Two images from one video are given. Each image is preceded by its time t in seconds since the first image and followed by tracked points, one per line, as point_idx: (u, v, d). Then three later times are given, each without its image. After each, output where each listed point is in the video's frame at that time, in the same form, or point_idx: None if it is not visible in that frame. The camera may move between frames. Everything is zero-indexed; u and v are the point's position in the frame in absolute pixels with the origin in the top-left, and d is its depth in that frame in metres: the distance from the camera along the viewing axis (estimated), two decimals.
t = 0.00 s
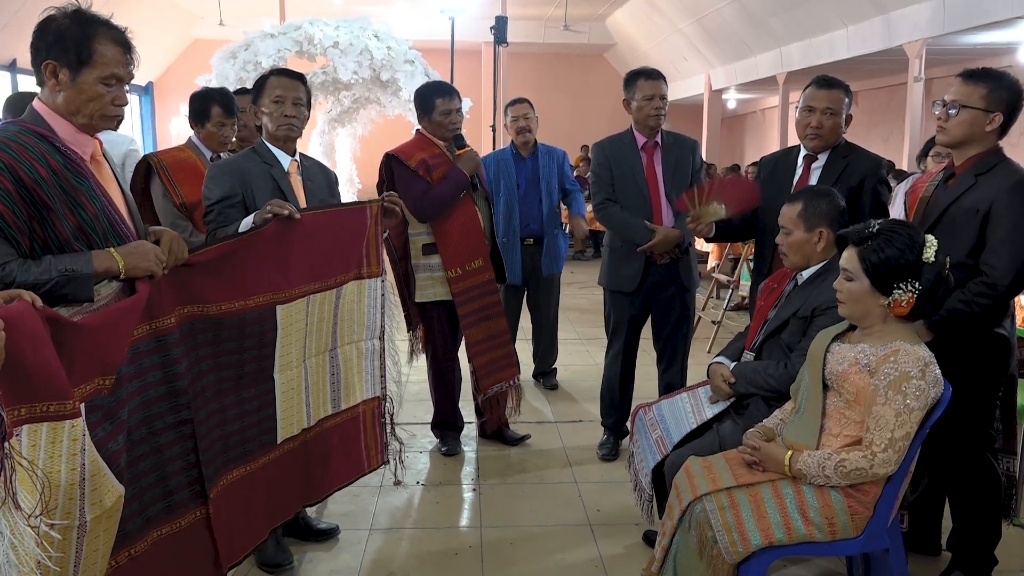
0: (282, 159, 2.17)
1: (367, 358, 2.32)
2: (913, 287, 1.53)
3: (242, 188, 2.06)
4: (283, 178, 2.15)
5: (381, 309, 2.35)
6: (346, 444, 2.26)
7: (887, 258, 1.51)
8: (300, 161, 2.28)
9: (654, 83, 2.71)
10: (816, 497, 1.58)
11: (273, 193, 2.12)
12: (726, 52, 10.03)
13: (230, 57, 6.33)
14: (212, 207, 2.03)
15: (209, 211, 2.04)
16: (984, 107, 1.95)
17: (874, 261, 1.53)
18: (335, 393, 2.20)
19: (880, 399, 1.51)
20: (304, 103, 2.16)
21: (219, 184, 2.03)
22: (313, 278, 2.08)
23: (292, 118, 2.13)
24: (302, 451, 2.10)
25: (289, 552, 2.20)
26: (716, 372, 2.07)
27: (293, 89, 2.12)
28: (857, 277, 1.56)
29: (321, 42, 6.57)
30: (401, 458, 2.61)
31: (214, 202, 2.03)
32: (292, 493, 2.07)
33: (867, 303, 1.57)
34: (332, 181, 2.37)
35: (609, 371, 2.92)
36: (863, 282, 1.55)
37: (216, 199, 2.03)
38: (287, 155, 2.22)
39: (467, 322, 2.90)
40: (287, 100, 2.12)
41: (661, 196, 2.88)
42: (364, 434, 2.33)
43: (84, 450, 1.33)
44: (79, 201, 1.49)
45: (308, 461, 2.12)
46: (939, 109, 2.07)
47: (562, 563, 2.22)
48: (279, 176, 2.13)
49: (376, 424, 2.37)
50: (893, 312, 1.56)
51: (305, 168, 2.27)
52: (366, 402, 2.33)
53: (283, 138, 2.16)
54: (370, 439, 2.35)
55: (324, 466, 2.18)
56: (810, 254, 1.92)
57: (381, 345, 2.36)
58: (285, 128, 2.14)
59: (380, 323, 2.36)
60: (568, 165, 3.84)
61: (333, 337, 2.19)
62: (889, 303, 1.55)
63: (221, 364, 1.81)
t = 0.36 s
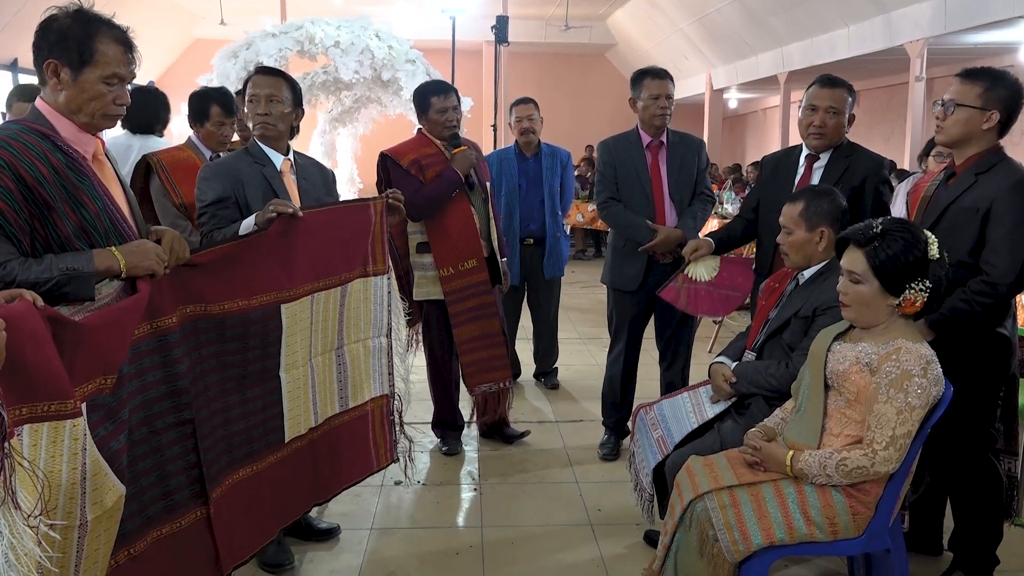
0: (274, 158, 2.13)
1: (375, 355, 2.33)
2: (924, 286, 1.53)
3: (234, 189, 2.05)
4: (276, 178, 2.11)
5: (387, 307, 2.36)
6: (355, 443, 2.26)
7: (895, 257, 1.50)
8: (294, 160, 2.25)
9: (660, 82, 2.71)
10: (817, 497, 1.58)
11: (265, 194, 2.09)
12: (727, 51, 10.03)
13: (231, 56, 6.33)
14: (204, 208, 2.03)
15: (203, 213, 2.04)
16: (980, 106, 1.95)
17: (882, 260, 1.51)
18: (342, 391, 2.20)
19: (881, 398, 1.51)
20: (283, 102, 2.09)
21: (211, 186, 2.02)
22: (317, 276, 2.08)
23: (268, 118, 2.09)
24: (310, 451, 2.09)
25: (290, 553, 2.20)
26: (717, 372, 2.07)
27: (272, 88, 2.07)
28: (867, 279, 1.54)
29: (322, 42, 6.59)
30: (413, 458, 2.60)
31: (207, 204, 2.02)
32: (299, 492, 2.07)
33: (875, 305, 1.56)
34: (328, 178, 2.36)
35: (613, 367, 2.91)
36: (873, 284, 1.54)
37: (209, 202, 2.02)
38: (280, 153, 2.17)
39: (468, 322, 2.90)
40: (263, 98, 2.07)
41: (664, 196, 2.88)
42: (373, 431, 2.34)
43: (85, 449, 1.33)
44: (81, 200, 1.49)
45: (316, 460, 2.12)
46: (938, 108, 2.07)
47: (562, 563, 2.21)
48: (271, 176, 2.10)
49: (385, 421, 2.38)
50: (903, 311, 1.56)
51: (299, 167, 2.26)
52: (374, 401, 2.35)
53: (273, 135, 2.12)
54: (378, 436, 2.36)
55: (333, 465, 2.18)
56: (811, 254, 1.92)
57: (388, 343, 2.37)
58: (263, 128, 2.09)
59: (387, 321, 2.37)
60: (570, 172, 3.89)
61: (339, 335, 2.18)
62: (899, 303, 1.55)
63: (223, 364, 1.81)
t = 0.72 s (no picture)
0: (266, 158, 2.12)
1: (380, 354, 2.33)
2: (927, 286, 1.53)
3: (226, 191, 2.03)
4: (267, 178, 2.11)
5: (392, 306, 2.36)
6: (363, 442, 2.26)
7: (897, 257, 1.50)
8: (288, 159, 2.24)
9: (666, 81, 2.71)
10: (819, 496, 1.58)
11: (257, 194, 2.08)
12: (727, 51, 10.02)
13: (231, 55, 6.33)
14: (197, 208, 2.01)
15: (196, 213, 2.01)
16: (968, 103, 1.96)
17: (884, 261, 1.51)
18: (348, 391, 2.20)
19: (883, 397, 1.51)
20: (274, 102, 2.07)
21: (204, 186, 2.00)
22: (317, 275, 2.07)
23: (258, 118, 2.07)
24: (316, 451, 2.09)
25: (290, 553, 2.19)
26: (717, 372, 2.07)
27: (262, 87, 2.04)
28: (870, 281, 1.54)
29: (322, 41, 6.60)
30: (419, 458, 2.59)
31: (200, 205, 2.00)
32: (306, 492, 2.06)
33: (878, 305, 1.55)
34: (323, 177, 2.35)
35: (612, 365, 2.92)
36: (876, 285, 1.54)
37: (202, 203, 2.01)
38: (272, 153, 2.16)
39: (468, 322, 2.90)
40: (252, 98, 2.04)
41: (666, 194, 2.87)
42: (381, 429, 2.34)
43: (85, 450, 1.33)
44: (81, 199, 1.49)
45: (323, 460, 2.12)
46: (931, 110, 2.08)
47: (563, 563, 2.21)
48: (263, 177, 2.10)
49: (393, 420, 2.38)
50: (907, 312, 1.56)
51: (292, 167, 2.24)
52: (382, 399, 2.34)
53: (264, 135, 2.11)
54: (386, 436, 2.36)
55: (339, 465, 2.18)
56: (811, 253, 1.92)
57: (393, 341, 2.37)
58: (254, 128, 2.08)
59: (392, 320, 2.36)
60: (569, 175, 3.89)
61: (343, 334, 2.18)
62: (902, 303, 1.55)
63: (225, 364, 1.81)
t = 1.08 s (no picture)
0: (256, 158, 2.11)
1: (381, 354, 2.33)
2: (928, 288, 1.53)
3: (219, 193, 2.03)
4: (257, 179, 2.10)
5: (392, 306, 2.36)
6: (364, 442, 2.26)
7: (897, 260, 1.50)
8: (278, 160, 2.23)
9: (675, 81, 2.69)
10: (817, 497, 1.58)
11: (247, 195, 2.08)
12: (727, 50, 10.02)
13: (231, 56, 6.34)
14: (188, 210, 2.01)
15: (186, 214, 2.02)
16: (960, 103, 1.96)
17: (884, 263, 1.51)
18: (349, 391, 2.19)
19: (882, 398, 1.51)
20: (262, 102, 2.06)
21: (194, 189, 2.00)
22: (315, 275, 2.07)
23: (247, 119, 2.05)
24: (315, 452, 2.09)
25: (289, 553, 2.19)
26: (716, 372, 2.06)
27: (250, 88, 2.03)
28: (870, 283, 1.54)
29: (321, 41, 6.60)
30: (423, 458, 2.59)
31: (190, 207, 2.01)
32: (306, 493, 2.06)
33: (878, 307, 1.56)
34: (314, 177, 2.35)
35: (614, 363, 2.92)
36: (876, 287, 1.54)
37: (193, 203, 2.01)
38: (263, 154, 2.15)
39: (466, 321, 2.89)
40: (241, 99, 2.04)
41: (669, 194, 2.87)
42: (383, 429, 2.34)
43: (84, 450, 1.33)
44: (80, 200, 1.49)
45: (323, 460, 2.12)
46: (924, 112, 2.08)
47: (563, 563, 2.21)
48: (253, 177, 2.09)
49: (394, 420, 2.38)
50: (908, 313, 1.55)
51: (283, 167, 2.24)
52: (383, 400, 2.34)
53: (253, 136, 2.09)
54: (389, 436, 2.35)
55: (340, 466, 2.17)
56: (810, 253, 1.92)
57: (394, 341, 2.37)
58: (242, 130, 2.06)
59: (392, 320, 2.36)
60: (569, 177, 3.90)
61: (342, 335, 2.18)
62: (902, 305, 1.55)
63: (225, 364, 1.81)
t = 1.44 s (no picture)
0: (250, 160, 2.11)
1: (378, 354, 2.32)
2: (927, 287, 1.53)
3: (213, 195, 2.03)
4: (253, 180, 2.10)
5: (389, 306, 2.36)
6: (362, 442, 2.25)
7: (897, 259, 1.51)
8: (271, 160, 2.23)
9: (685, 82, 2.68)
10: (816, 496, 1.58)
11: (244, 197, 2.08)
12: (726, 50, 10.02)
13: (230, 56, 6.33)
14: (183, 211, 2.01)
15: (181, 216, 2.02)
16: (957, 102, 1.96)
17: (883, 262, 1.51)
18: (346, 391, 2.20)
19: (881, 396, 1.51)
20: (256, 104, 2.06)
21: (190, 190, 2.00)
22: (313, 275, 2.08)
23: (241, 121, 2.06)
24: (312, 451, 2.09)
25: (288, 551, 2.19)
26: (716, 371, 2.06)
27: (242, 90, 2.03)
28: (869, 282, 1.54)
29: (321, 42, 6.60)
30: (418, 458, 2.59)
31: (185, 208, 2.01)
32: (304, 494, 2.07)
33: (877, 306, 1.56)
34: (308, 178, 2.35)
35: (616, 362, 2.93)
36: (876, 286, 1.54)
37: (189, 205, 2.01)
38: (257, 155, 2.15)
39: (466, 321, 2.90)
40: (235, 101, 2.04)
41: (676, 195, 2.86)
42: (381, 431, 2.33)
43: (84, 450, 1.33)
44: (81, 200, 1.49)
45: (320, 461, 2.12)
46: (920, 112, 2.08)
47: (564, 563, 2.21)
48: (248, 178, 2.09)
49: (392, 421, 2.36)
50: (906, 312, 1.56)
51: (277, 168, 2.24)
52: (380, 399, 2.34)
53: (247, 138, 2.10)
54: (387, 438, 2.34)
55: (337, 465, 2.18)
56: (809, 252, 1.92)
57: (390, 341, 2.36)
58: (236, 131, 2.07)
59: (389, 319, 2.36)
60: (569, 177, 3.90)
61: (339, 335, 2.18)
62: (901, 304, 1.55)
63: (225, 364, 1.81)
